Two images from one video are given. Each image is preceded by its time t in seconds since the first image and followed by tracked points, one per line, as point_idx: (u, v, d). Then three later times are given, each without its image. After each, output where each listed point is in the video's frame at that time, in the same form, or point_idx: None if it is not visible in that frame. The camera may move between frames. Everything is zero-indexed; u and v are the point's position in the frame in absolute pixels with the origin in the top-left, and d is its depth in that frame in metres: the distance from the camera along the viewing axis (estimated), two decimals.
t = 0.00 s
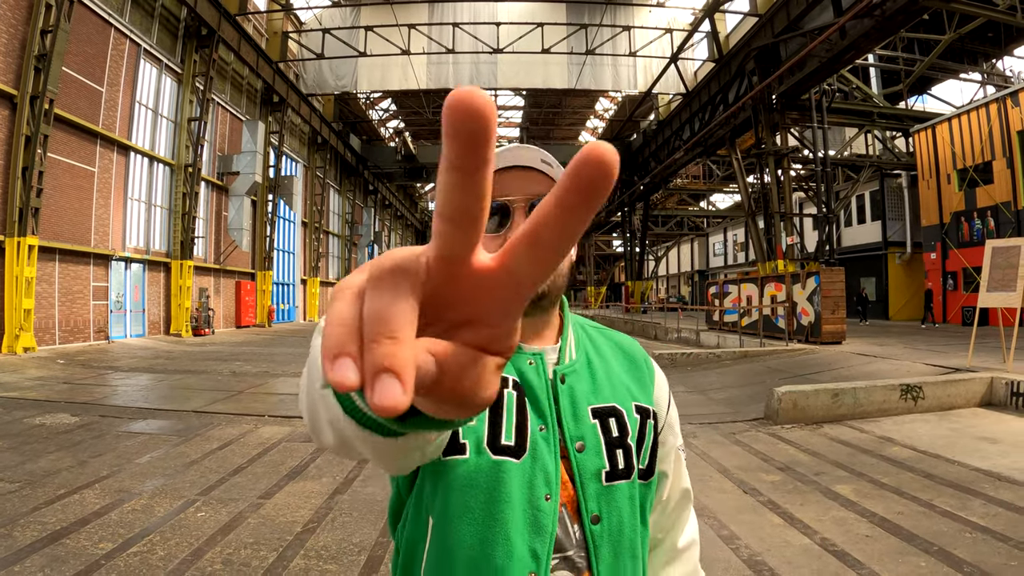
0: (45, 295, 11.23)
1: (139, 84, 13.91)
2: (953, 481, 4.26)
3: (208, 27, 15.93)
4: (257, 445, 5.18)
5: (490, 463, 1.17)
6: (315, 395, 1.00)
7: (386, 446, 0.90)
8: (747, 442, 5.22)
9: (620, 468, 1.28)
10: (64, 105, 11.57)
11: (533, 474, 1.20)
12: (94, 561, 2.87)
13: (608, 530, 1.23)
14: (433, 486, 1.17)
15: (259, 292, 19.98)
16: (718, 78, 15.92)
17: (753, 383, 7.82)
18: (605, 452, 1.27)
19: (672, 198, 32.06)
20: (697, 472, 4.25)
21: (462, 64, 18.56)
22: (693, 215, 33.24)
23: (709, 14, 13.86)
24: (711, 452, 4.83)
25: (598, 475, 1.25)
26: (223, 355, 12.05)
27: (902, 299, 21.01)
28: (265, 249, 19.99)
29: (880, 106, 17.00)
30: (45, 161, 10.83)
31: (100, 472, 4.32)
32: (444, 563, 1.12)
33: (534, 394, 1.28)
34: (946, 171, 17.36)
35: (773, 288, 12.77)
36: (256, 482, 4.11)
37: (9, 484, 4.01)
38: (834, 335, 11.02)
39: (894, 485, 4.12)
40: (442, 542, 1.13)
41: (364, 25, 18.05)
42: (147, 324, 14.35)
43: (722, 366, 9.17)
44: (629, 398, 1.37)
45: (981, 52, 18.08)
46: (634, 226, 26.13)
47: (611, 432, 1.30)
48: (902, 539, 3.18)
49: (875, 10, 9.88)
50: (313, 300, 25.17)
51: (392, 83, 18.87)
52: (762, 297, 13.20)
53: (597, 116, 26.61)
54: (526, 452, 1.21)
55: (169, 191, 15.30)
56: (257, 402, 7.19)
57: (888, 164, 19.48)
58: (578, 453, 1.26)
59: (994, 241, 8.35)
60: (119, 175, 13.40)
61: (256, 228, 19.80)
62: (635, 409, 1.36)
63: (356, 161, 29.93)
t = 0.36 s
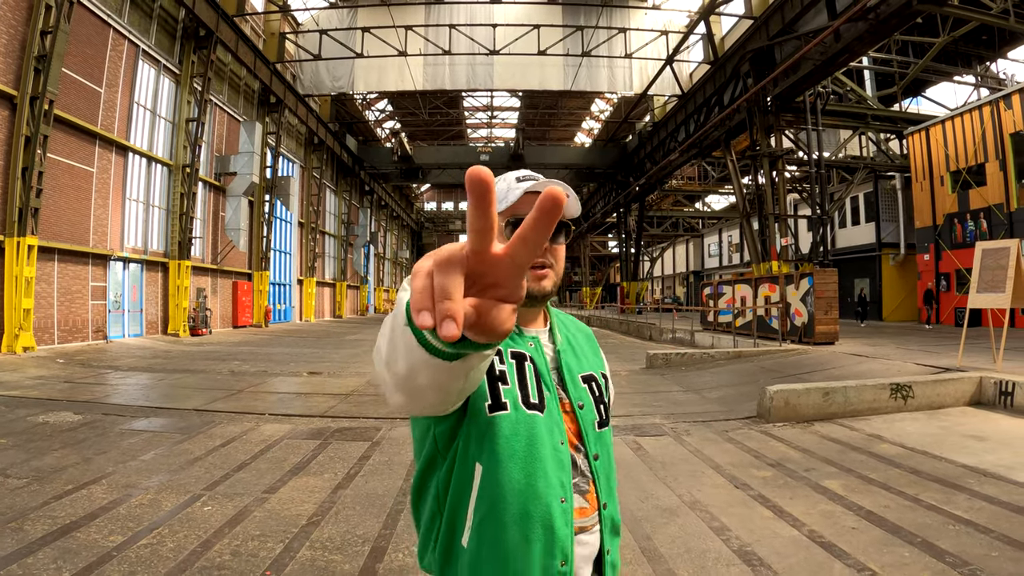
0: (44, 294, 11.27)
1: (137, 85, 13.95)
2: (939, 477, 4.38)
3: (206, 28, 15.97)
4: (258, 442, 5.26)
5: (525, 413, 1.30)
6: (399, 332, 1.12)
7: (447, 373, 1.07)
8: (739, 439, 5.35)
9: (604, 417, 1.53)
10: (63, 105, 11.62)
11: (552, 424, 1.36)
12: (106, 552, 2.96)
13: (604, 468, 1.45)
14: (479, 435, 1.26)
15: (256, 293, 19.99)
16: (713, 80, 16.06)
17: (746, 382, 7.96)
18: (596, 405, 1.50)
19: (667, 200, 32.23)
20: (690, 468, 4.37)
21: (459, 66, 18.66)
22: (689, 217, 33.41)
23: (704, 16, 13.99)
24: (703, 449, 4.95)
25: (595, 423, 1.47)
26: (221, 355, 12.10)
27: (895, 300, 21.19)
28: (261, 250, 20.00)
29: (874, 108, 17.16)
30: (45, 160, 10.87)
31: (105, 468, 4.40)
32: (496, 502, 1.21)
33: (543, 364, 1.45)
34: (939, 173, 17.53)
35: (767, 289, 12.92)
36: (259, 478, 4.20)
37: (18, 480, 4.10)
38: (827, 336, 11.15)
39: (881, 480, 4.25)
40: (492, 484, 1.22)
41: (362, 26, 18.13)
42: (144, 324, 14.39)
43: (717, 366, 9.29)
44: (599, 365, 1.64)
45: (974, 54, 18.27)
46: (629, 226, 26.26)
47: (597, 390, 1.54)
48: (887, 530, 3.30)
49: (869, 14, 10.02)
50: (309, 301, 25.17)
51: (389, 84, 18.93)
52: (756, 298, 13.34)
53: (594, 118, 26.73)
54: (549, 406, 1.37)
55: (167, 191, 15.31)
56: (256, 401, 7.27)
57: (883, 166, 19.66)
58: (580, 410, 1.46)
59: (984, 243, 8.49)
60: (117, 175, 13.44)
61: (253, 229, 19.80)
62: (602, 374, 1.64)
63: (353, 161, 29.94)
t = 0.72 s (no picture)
0: (43, 291, 11.31)
1: (136, 82, 13.95)
2: (924, 473, 4.48)
3: (204, 26, 15.94)
4: (257, 437, 5.34)
5: (562, 380, 1.44)
6: (495, 314, 1.16)
7: (540, 335, 1.15)
8: (730, 435, 5.44)
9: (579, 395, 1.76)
10: (62, 103, 11.63)
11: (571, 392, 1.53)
12: (111, 543, 3.05)
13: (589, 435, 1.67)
14: (534, 394, 1.35)
15: (253, 289, 20.02)
16: (710, 79, 16.12)
17: (738, 379, 8.06)
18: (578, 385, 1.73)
19: (664, 198, 32.31)
20: (680, 463, 4.46)
21: (456, 63, 18.67)
22: (685, 215, 33.52)
23: (701, 15, 14.02)
24: (694, 445, 5.04)
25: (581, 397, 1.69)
26: (219, 351, 12.16)
27: (889, 299, 21.35)
28: (259, 247, 20.03)
29: (870, 108, 17.25)
30: (44, 158, 10.90)
31: (107, 462, 4.48)
32: (557, 452, 1.30)
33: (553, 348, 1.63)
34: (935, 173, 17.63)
35: (761, 288, 13.03)
36: (259, 471, 4.28)
37: (22, 473, 4.17)
38: (821, 334, 11.27)
39: (868, 475, 4.35)
40: (553, 437, 1.31)
41: (360, 23, 18.14)
42: (143, 320, 14.45)
43: (710, 364, 9.40)
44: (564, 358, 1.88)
45: (971, 54, 18.36)
46: (626, 224, 26.36)
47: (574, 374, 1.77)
48: (870, 523, 3.40)
49: (865, 14, 10.09)
50: (307, 297, 25.20)
51: (386, 81, 18.91)
52: (751, 296, 13.44)
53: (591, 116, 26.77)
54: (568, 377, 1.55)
55: (165, 189, 15.32)
56: (254, 397, 7.34)
57: (878, 165, 19.76)
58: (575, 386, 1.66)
59: (975, 243, 8.59)
60: (116, 173, 13.46)
61: (251, 226, 19.81)
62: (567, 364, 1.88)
63: (350, 158, 29.93)
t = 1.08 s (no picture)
0: (43, 288, 11.36)
1: (135, 81, 13.98)
2: (909, 469, 4.58)
3: (203, 24, 15.95)
4: (255, 432, 5.43)
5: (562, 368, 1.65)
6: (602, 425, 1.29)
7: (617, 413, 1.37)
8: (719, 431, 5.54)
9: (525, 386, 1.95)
10: (61, 101, 11.68)
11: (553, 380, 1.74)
12: (114, 532, 3.15)
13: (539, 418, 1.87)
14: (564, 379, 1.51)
15: (251, 287, 20.07)
16: (706, 78, 16.18)
17: (731, 377, 8.17)
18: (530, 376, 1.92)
19: (662, 197, 32.39)
20: (669, 458, 4.56)
21: (454, 62, 18.73)
22: (682, 214, 33.64)
23: (698, 15, 14.09)
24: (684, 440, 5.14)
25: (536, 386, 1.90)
26: (217, 348, 12.23)
27: (884, 298, 21.48)
28: (257, 244, 20.09)
29: (865, 108, 17.35)
30: (44, 156, 10.95)
31: (109, 456, 4.56)
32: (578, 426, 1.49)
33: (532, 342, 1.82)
34: (929, 172, 17.74)
35: (755, 287, 13.15)
36: (257, 464, 4.37)
37: (26, 466, 4.25)
38: (814, 332, 11.39)
39: (853, 471, 4.45)
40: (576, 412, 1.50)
41: (357, 22, 18.17)
42: (141, 318, 14.51)
43: (704, 362, 9.50)
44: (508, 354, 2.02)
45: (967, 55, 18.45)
46: (623, 223, 26.44)
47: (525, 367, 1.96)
48: (852, 516, 3.50)
49: (860, 15, 10.16)
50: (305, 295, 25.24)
51: (384, 80, 18.91)
52: (745, 295, 13.56)
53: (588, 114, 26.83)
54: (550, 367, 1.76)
55: (164, 186, 15.37)
56: (252, 393, 7.42)
57: (873, 165, 19.88)
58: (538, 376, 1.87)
59: (965, 243, 8.69)
60: (115, 170, 13.51)
61: (249, 224, 19.86)
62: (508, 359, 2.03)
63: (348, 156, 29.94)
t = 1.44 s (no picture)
0: (44, 285, 11.44)
1: (135, 80, 14.03)
2: (895, 461, 4.67)
3: (202, 23, 15.97)
4: (256, 425, 5.53)
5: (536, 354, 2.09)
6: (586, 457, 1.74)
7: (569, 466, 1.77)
8: (710, 425, 5.66)
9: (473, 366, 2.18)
10: (62, 100, 11.74)
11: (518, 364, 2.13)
12: (120, 519, 3.25)
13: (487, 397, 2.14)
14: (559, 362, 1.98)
15: (250, 284, 20.14)
16: (704, 77, 16.25)
17: (724, 373, 8.29)
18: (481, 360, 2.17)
19: (659, 195, 32.47)
20: (661, 450, 4.67)
21: (452, 60, 18.82)
22: (680, 212, 33.72)
23: (695, 15, 14.15)
24: (676, 433, 5.26)
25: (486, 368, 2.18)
26: (217, 345, 12.31)
27: (880, 296, 21.60)
28: (256, 242, 20.15)
29: (862, 108, 17.44)
30: (45, 154, 11.02)
31: (112, 448, 4.66)
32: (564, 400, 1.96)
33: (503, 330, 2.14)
34: (925, 171, 17.84)
35: (751, 284, 13.26)
36: (259, 456, 4.48)
37: (32, 458, 4.36)
38: (809, 330, 11.49)
39: (840, 463, 4.55)
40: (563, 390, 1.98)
41: (356, 20, 18.21)
42: (141, 315, 14.59)
43: (699, 358, 9.62)
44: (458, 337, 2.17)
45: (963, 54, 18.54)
46: (620, 221, 26.53)
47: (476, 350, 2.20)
48: (836, 506, 3.60)
49: (856, 15, 10.23)
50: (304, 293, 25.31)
51: (383, 78, 18.93)
52: (741, 292, 13.68)
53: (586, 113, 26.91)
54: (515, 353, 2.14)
55: (163, 184, 15.42)
56: (252, 388, 7.52)
57: (869, 163, 19.98)
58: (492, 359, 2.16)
59: (957, 241, 8.78)
60: (115, 168, 13.56)
61: (248, 222, 19.91)
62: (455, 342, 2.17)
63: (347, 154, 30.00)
